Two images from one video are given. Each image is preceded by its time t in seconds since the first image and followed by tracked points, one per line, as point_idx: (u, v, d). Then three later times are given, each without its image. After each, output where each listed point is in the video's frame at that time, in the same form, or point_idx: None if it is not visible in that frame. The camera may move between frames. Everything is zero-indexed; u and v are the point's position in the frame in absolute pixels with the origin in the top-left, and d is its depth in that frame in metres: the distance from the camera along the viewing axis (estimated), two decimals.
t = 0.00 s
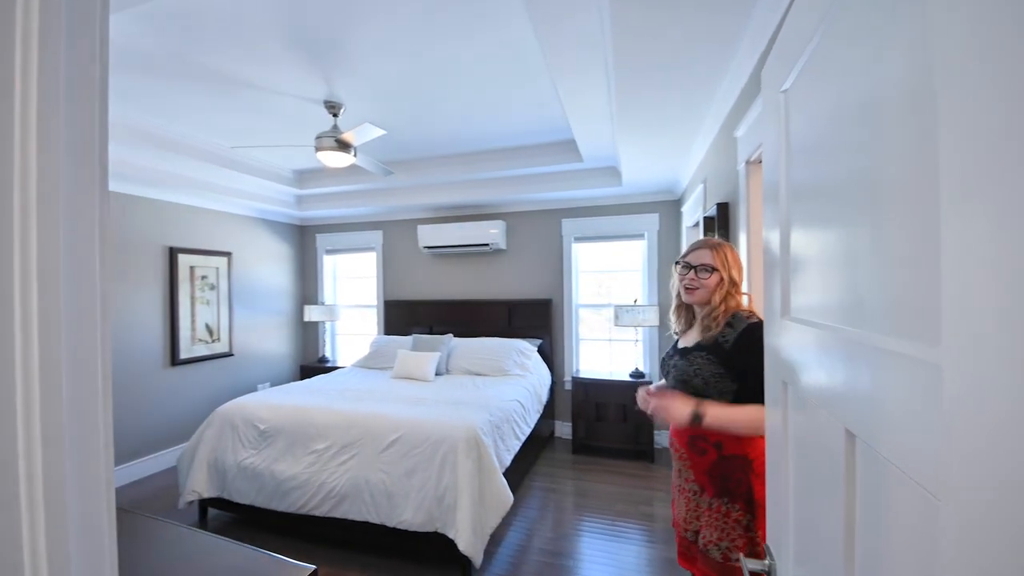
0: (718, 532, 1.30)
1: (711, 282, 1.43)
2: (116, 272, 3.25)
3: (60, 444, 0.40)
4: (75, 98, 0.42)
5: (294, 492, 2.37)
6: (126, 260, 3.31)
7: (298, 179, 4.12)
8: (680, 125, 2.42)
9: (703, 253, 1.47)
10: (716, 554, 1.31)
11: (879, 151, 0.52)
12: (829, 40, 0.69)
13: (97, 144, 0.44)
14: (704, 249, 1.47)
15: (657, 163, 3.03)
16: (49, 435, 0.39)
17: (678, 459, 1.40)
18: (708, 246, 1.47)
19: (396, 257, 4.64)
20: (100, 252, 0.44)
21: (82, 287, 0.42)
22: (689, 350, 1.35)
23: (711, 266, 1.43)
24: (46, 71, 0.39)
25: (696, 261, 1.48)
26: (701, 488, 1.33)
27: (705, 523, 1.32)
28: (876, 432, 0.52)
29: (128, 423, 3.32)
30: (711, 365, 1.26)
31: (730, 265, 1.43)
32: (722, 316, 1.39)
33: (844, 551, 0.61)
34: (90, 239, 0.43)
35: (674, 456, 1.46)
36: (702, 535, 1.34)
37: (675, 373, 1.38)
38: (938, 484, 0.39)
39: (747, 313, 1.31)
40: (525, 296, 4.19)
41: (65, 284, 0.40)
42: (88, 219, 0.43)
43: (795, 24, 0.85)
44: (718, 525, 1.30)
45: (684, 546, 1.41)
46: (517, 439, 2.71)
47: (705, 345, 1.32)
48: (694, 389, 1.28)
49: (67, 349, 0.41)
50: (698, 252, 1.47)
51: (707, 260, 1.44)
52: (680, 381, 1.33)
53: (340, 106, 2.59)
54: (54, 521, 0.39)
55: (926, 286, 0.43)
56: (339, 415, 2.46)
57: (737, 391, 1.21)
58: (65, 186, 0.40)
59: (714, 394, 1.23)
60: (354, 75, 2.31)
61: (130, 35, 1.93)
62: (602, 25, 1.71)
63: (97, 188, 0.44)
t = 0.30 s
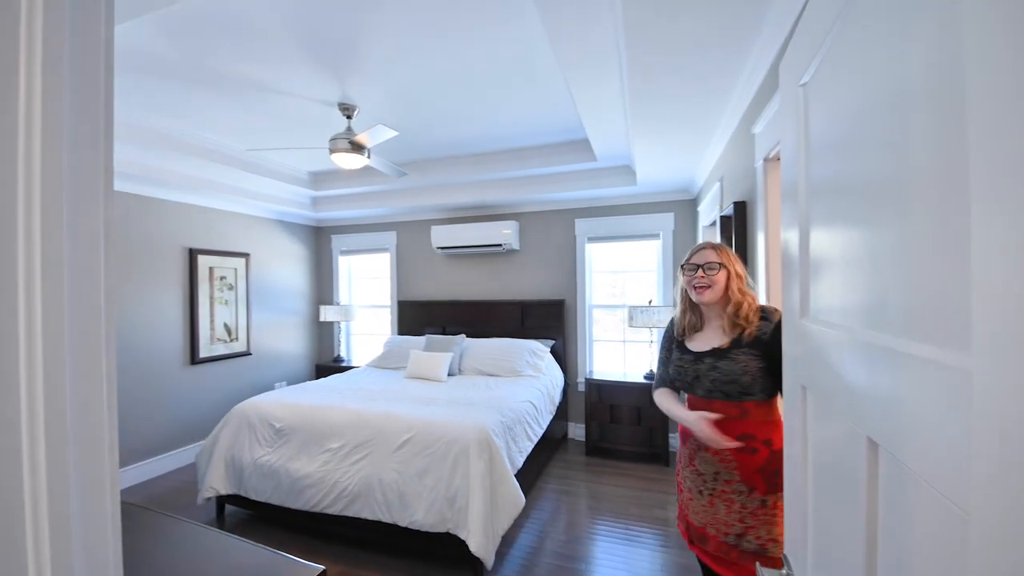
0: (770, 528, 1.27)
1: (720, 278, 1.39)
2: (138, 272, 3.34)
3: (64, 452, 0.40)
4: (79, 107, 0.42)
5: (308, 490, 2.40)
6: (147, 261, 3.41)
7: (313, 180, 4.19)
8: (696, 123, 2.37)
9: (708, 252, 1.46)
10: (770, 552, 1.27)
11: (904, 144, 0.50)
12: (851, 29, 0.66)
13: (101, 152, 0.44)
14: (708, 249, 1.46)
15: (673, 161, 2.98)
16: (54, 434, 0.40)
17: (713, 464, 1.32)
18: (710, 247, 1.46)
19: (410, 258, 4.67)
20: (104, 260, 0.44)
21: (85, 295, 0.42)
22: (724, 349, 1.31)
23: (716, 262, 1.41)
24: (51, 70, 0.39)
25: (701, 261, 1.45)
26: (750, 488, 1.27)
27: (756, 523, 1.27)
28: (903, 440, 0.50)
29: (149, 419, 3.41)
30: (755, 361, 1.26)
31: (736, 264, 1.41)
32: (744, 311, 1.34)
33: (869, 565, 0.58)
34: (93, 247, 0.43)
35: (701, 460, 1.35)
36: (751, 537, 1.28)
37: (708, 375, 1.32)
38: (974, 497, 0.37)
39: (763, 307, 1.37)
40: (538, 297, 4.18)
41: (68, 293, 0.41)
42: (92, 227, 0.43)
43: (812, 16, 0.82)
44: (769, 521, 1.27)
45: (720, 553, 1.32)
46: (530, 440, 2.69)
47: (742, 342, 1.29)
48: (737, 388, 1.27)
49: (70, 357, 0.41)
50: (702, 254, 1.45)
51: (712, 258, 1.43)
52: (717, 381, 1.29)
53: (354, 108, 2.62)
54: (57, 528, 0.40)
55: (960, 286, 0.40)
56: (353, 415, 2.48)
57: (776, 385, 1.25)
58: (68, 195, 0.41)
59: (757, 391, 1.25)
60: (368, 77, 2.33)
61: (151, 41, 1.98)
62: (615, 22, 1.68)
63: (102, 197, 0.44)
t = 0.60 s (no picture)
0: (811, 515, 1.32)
1: (723, 284, 1.42)
2: (150, 273, 3.38)
3: (67, 461, 0.39)
4: (81, 112, 0.41)
5: (317, 490, 2.40)
6: (159, 262, 3.45)
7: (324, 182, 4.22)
8: (708, 120, 2.33)
9: (706, 260, 1.48)
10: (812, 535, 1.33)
11: (935, 137, 0.47)
12: (875, 19, 0.63)
13: (106, 157, 0.43)
14: (706, 257, 1.48)
15: (685, 160, 2.94)
16: (56, 435, 0.39)
17: (755, 466, 1.32)
18: (706, 255, 1.48)
19: (418, 258, 4.67)
20: (108, 266, 0.43)
21: (89, 302, 0.41)
22: (763, 345, 1.35)
23: (717, 270, 1.43)
24: (52, 60, 0.38)
25: (702, 269, 1.47)
26: (791, 480, 1.31)
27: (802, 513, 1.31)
28: (934, 449, 0.47)
29: (161, 418, 3.45)
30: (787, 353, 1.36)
31: (735, 268, 1.45)
32: (757, 310, 1.39)
33: None
34: (97, 254, 0.42)
35: (739, 464, 1.34)
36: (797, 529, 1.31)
37: (752, 372, 1.34)
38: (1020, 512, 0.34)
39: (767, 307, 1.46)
40: (546, 297, 4.15)
41: (72, 299, 0.40)
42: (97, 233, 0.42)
43: (833, 7, 0.79)
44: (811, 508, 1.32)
45: (769, 554, 1.32)
46: (539, 442, 2.67)
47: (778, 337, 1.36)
48: (776, 380, 1.34)
49: (75, 365, 0.40)
50: (699, 262, 1.47)
51: (712, 265, 1.44)
52: (760, 376, 1.33)
53: (363, 109, 2.62)
54: (59, 537, 0.39)
55: (1002, 286, 0.37)
56: (361, 415, 2.48)
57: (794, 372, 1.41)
58: (72, 200, 0.40)
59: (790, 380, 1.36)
60: (376, 77, 2.33)
61: (162, 42, 2.00)
62: (627, 18, 1.64)
63: (107, 201, 0.44)
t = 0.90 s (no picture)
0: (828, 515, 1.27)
1: (736, 287, 1.37)
2: (150, 273, 3.36)
3: (46, 467, 0.36)
4: (64, 89, 0.38)
5: (319, 493, 2.37)
6: (159, 262, 3.43)
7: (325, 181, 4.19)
8: (715, 119, 2.29)
9: (722, 261, 1.42)
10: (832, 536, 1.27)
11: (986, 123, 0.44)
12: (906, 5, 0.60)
13: (91, 140, 0.40)
14: (723, 258, 1.42)
15: (691, 159, 2.90)
16: (31, 438, 0.35)
17: (765, 467, 1.29)
18: (724, 254, 1.43)
19: (421, 258, 4.64)
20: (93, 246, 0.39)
21: (70, 298, 0.38)
22: (772, 346, 1.31)
23: (732, 273, 1.38)
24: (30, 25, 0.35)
25: (717, 270, 1.42)
26: (804, 482, 1.27)
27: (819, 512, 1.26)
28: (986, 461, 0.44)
29: (162, 419, 3.43)
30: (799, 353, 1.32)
31: (751, 271, 1.39)
32: (768, 315, 1.35)
33: None
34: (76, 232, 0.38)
35: (749, 465, 1.31)
36: (813, 531, 1.26)
37: (761, 372, 1.30)
38: None
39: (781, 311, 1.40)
40: (549, 298, 4.11)
41: (52, 290, 0.37)
42: (80, 221, 0.39)
43: None
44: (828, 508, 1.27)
45: (783, 555, 1.28)
46: (542, 444, 2.64)
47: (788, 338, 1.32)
48: (785, 382, 1.30)
49: (52, 363, 0.37)
50: (715, 262, 1.43)
51: (727, 267, 1.39)
52: (769, 378, 1.29)
53: (364, 107, 2.59)
54: (35, 550, 0.36)
55: None
56: (363, 417, 2.45)
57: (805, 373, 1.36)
58: (52, 185, 0.37)
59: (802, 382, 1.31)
60: (378, 74, 2.30)
61: (161, 38, 1.98)
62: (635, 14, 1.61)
63: (92, 185, 0.40)
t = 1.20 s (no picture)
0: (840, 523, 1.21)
1: (747, 285, 1.33)
2: (147, 271, 3.32)
3: None
4: (16, 72, 0.33)
5: (318, 495, 2.34)
6: (157, 259, 3.39)
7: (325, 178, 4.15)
8: (723, 113, 2.24)
9: (734, 259, 1.39)
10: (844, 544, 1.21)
11: None
12: None
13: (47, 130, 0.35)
14: (734, 255, 1.39)
15: (696, 155, 2.85)
16: None
17: (772, 471, 1.24)
18: (735, 252, 1.40)
19: (421, 256, 4.60)
20: (62, 251, 0.36)
21: (18, 305, 0.33)
22: (781, 348, 1.25)
23: (744, 270, 1.34)
24: None
25: (728, 268, 1.39)
26: (813, 488, 1.21)
27: (829, 519, 1.21)
28: None
29: (160, 419, 3.40)
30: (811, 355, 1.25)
31: (763, 269, 1.35)
32: (780, 314, 1.29)
33: None
34: (43, 230, 0.35)
35: (754, 468, 1.27)
36: (822, 539, 1.21)
37: (769, 375, 1.25)
38: None
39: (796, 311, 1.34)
40: (551, 296, 4.07)
41: None
42: (45, 208, 0.35)
43: None
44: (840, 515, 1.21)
45: (791, 561, 1.24)
46: (545, 445, 2.59)
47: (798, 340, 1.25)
48: (796, 385, 1.24)
49: (7, 381, 0.33)
50: (726, 260, 1.39)
51: (738, 264, 1.36)
52: (778, 380, 1.24)
53: (364, 101, 2.55)
54: None
55: None
56: (363, 418, 2.41)
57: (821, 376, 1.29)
58: (9, 169, 0.33)
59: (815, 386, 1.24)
60: (378, 67, 2.25)
61: (157, 31, 1.93)
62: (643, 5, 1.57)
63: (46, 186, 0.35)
